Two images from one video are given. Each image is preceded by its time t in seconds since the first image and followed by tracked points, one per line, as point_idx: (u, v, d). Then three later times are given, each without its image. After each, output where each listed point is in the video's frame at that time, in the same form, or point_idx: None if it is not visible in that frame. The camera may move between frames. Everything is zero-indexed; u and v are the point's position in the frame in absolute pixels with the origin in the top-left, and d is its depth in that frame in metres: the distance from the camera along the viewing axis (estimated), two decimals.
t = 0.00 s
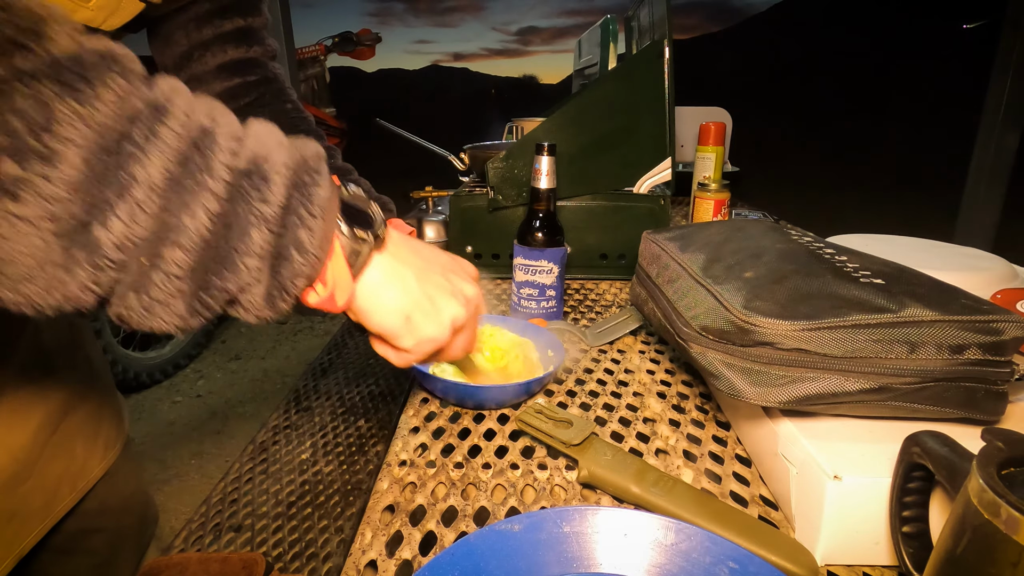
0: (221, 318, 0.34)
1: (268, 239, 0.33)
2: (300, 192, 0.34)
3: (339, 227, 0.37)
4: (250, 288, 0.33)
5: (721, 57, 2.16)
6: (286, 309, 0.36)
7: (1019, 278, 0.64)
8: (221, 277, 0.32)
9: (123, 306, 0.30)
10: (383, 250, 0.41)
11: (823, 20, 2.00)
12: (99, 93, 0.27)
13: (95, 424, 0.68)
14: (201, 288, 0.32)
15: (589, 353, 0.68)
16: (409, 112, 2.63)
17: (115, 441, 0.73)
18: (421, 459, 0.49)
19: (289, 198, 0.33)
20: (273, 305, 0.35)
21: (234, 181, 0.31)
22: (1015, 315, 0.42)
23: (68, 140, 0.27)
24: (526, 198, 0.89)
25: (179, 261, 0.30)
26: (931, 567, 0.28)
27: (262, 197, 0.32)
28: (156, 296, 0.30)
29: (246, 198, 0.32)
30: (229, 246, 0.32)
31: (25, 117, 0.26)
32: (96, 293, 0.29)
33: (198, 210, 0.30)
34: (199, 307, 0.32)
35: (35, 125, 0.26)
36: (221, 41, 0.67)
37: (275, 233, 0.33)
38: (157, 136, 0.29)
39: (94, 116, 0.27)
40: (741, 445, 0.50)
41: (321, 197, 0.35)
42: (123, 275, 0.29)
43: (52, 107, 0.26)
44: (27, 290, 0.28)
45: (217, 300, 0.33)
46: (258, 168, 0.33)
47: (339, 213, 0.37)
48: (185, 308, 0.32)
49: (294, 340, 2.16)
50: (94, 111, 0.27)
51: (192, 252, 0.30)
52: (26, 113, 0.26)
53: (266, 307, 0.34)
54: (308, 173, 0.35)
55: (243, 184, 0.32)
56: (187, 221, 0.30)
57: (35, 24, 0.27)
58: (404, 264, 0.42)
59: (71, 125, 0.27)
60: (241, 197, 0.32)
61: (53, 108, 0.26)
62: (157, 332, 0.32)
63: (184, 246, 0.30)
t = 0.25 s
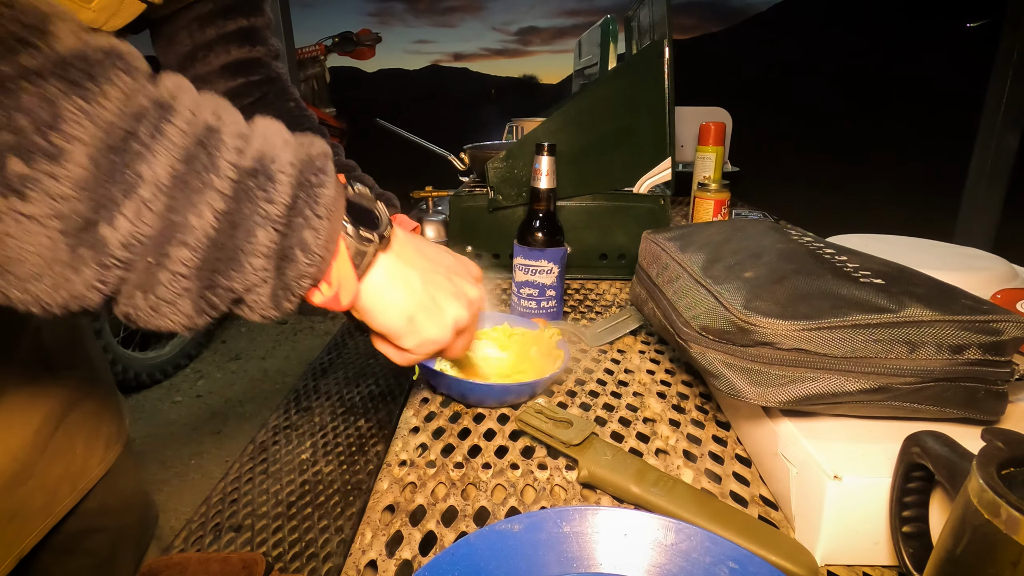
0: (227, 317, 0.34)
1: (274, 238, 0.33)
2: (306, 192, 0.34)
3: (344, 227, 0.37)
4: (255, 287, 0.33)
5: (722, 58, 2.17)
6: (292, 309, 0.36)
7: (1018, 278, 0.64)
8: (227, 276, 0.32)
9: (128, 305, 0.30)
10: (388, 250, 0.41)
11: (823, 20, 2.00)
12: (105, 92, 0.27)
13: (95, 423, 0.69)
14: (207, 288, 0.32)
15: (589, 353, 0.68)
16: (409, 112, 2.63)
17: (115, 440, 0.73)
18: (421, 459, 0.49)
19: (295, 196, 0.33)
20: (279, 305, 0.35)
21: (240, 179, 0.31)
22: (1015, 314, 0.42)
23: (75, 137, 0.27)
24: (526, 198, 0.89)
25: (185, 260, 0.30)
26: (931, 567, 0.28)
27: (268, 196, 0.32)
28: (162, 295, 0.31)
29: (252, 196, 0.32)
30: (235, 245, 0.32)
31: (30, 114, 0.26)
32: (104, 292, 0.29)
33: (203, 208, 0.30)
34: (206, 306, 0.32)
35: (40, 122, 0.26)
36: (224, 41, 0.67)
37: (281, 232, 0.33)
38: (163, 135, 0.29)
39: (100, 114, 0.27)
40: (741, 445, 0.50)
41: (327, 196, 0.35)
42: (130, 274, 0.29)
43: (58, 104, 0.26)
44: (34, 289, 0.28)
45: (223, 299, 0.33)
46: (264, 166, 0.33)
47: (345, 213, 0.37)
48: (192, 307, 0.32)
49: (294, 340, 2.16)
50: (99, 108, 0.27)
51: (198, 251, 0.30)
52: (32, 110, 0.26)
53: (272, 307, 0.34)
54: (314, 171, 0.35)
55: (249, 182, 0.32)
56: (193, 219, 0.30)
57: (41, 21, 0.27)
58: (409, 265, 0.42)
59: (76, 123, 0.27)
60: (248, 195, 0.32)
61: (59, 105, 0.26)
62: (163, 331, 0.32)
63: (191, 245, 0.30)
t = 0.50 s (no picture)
0: (237, 324, 0.34)
1: (285, 246, 0.33)
2: (317, 199, 0.34)
3: (355, 236, 0.36)
4: (266, 295, 0.33)
5: (722, 57, 2.17)
6: (303, 316, 0.36)
7: (1019, 278, 0.64)
8: (238, 284, 0.32)
9: (141, 312, 0.30)
10: (397, 258, 0.41)
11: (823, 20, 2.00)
12: (121, 101, 0.27)
13: (96, 423, 0.69)
14: (218, 295, 0.32)
15: (589, 353, 0.68)
16: (409, 112, 2.63)
17: (116, 439, 0.73)
18: (421, 459, 0.49)
19: (305, 205, 0.33)
20: (290, 313, 0.35)
21: (251, 188, 0.31)
22: (1015, 314, 0.42)
23: (90, 146, 0.27)
24: (526, 198, 0.89)
25: (197, 268, 0.30)
26: (931, 567, 0.28)
27: (280, 204, 0.32)
28: (174, 303, 0.30)
29: (263, 205, 0.32)
30: (246, 253, 0.32)
31: (47, 123, 0.26)
32: (116, 300, 0.29)
33: (216, 217, 0.30)
34: (217, 313, 0.32)
35: (57, 131, 0.26)
36: (228, 40, 0.68)
37: (292, 239, 0.33)
38: (176, 143, 0.29)
39: (115, 123, 0.27)
40: (741, 445, 0.50)
41: (338, 205, 0.35)
42: (142, 281, 0.29)
43: (74, 113, 0.26)
44: (49, 297, 0.28)
45: (235, 307, 0.33)
46: (276, 175, 0.33)
47: (355, 222, 0.37)
48: (202, 314, 0.32)
49: (294, 340, 2.16)
50: (115, 117, 0.27)
51: (210, 259, 0.30)
52: (49, 120, 0.26)
53: (283, 315, 0.34)
54: (325, 180, 0.35)
55: (261, 191, 0.32)
56: (206, 227, 0.30)
57: (57, 31, 0.27)
58: (417, 271, 0.42)
59: (92, 132, 0.27)
60: (259, 203, 0.32)
61: (75, 114, 0.26)
62: (173, 337, 0.32)
63: (202, 253, 0.30)
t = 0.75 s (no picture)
0: (234, 323, 0.34)
1: (281, 243, 0.33)
2: (312, 197, 0.34)
3: (350, 231, 0.37)
4: (261, 293, 0.33)
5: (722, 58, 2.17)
6: (300, 315, 0.36)
7: (1018, 278, 0.64)
8: (234, 282, 0.32)
9: (136, 310, 0.30)
10: (393, 257, 0.41)
11: (823, 20, 2.00)
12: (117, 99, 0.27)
13: (97, 424, 0.68)
14: (213, 293, 0.32)
15: (590, 353, 0.68)
16: (409, 112, 2.63)
17: (117, 439, 0.73)
18: (421, 459, 0.49)
19: (301, 203, 0.33)
20: (286, 311, 0.35)
21: (247, 187, 0.31)
22: (1015, 315, 0.42)
23: (83, 144, 0.27)
24: (526, 198, 0.89)
25: (192, 267, 0.30)
26: (931, 567, 0.28)
27: (275, 202, 0.32)
28: (168, 301, 0.31)
29: (259, 203, 0.32)
30: (242, 251, 0.32)
31: (40, 121, 0.26)
32: (110, 298, 0.29)
33: (211, 215, 0.30)
34: (211, 312, 0.32)
35: (50, 130, 0.26)
36: (230, 40, 0.69)
37: (287, 237, 0.33)
38: (171, 141, 0.29)
39: (110, 121, 0.27)
40: (741, 445, 0.50)
41: (333, 202, 0.35)
42: (137, 280, 0.29)
43: (68, 112, 0.26)
44: (40, 296, 0.28)
45: (231, 305, 0.33)
46: (272, 173, 0.33)
47: (351, 218, 0.37)
48: (198, 312, 0.32)
49: (295, 340, 2.16)
50: (109, 117, 0.27)
51: (204, 258, 0.31)
52: (43, 118, 0.26)
53: (279, 314, 0.34)
54: (321, 178, 0.35)
55: (256, 189, 0.32)
56: (201, 226, 0.30)
57: (53, 31, 0.27)
58: (415, 268, 0.42)
59: (87, 130, 0.27)
60: (255, 202, 0.32)
61: (69, 113, 0.26)
62: (168, 336, 0.32)
63: (198, 251, 0.30)
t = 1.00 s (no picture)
0: (234, 323, 0.34)
1: (279, 242, 0.33)
2: (310, 196, 0.34)
3: (349, 230, 0.37)
4: (259, 292, 0.33)
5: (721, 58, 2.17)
6: (299, 313, 0.36)
7: (1019, 278, 0.64)
8: (233, 281, 0.32)
9: (135, 312, 0.30)
10: (393, 254, 0.41)
11: (824, 20, 2.00)
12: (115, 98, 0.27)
13: (99, 422, 0.69)
14: (213, 293, 0.32)
15: (590, 353, 0.68)
16: (409, 112, 2.63)
17: (119, 438, 0.73)
18: (421, 459, 0.49)
19: (300, 202, 0.33)
20: (286, 309, 0.35)
21: (245, 186, 0.31)
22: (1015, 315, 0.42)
23: (82, 147, 0.27)
24: (526, 198, 0.89)
25: (191, 266, 0.30)
26: (931, 567, 0.28)
27: (273, 201, 0.32)
28: (168, 301, 0.31)
29: (257, 202, 0.32)
30: (241, 250, 0.32)
31: (40, 124, 0.26)
32: (110, 299, 0.29)
33: (209, 215, 0.30)
34: (211, 311, 0.32)
35: (49, 132, 0.26)
36: (233, 42, 0.74)
37: (285, 235, 0.33)
38: (169, 142, 0.29)
39: (108, 123, 0.27)
40: (741, 445, 0.50)
41: (332, 200, 0.35)
42: (137, 281, 0.29)
43: (68, 115, 0.27)
44: (39, 296, 0.28)
45: (231, 304, 0.33)
46: (270, 172, 0.33)
47: (349, 216, 0.37)
48: (198, 311, 0.32)
49: (295, 340, 2.16)
50: (107, 118, 0.27)
51: (204, 257, 0.30)
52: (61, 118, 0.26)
53: (280, 312, 0.34)
54: (320, 176, 0.35)
55: (255, 188, 0.32)
56: (200, 225, 0.30)
57: (52, 34, 0.27)
58: (413, 266, 0.42)
59: (87, 133, 0.27)
60: (253, 201, 0.32)
61: (68, 115, 0.27)
62: (169, 337, 0.32)
63: (197, 250, 0.30)
